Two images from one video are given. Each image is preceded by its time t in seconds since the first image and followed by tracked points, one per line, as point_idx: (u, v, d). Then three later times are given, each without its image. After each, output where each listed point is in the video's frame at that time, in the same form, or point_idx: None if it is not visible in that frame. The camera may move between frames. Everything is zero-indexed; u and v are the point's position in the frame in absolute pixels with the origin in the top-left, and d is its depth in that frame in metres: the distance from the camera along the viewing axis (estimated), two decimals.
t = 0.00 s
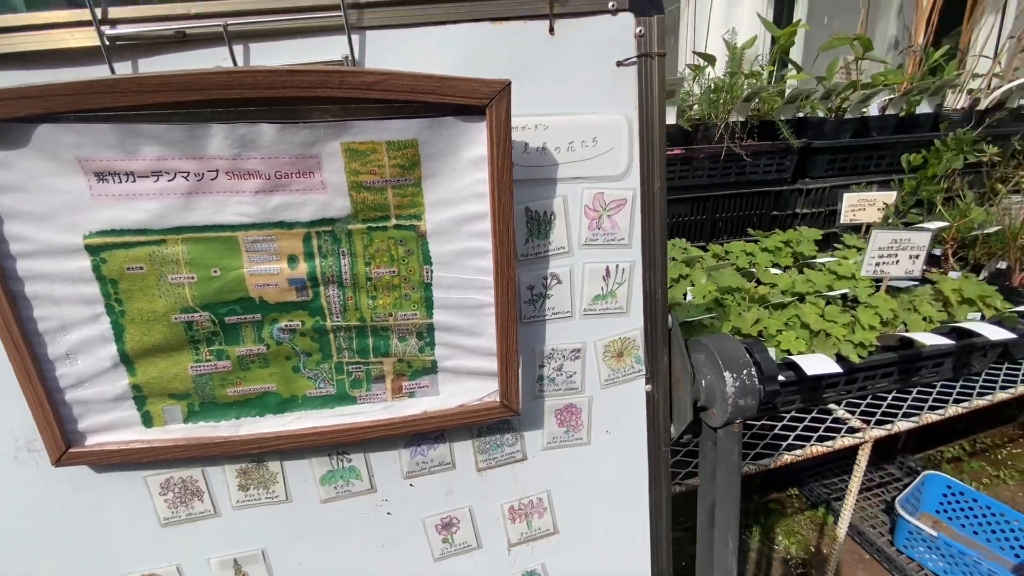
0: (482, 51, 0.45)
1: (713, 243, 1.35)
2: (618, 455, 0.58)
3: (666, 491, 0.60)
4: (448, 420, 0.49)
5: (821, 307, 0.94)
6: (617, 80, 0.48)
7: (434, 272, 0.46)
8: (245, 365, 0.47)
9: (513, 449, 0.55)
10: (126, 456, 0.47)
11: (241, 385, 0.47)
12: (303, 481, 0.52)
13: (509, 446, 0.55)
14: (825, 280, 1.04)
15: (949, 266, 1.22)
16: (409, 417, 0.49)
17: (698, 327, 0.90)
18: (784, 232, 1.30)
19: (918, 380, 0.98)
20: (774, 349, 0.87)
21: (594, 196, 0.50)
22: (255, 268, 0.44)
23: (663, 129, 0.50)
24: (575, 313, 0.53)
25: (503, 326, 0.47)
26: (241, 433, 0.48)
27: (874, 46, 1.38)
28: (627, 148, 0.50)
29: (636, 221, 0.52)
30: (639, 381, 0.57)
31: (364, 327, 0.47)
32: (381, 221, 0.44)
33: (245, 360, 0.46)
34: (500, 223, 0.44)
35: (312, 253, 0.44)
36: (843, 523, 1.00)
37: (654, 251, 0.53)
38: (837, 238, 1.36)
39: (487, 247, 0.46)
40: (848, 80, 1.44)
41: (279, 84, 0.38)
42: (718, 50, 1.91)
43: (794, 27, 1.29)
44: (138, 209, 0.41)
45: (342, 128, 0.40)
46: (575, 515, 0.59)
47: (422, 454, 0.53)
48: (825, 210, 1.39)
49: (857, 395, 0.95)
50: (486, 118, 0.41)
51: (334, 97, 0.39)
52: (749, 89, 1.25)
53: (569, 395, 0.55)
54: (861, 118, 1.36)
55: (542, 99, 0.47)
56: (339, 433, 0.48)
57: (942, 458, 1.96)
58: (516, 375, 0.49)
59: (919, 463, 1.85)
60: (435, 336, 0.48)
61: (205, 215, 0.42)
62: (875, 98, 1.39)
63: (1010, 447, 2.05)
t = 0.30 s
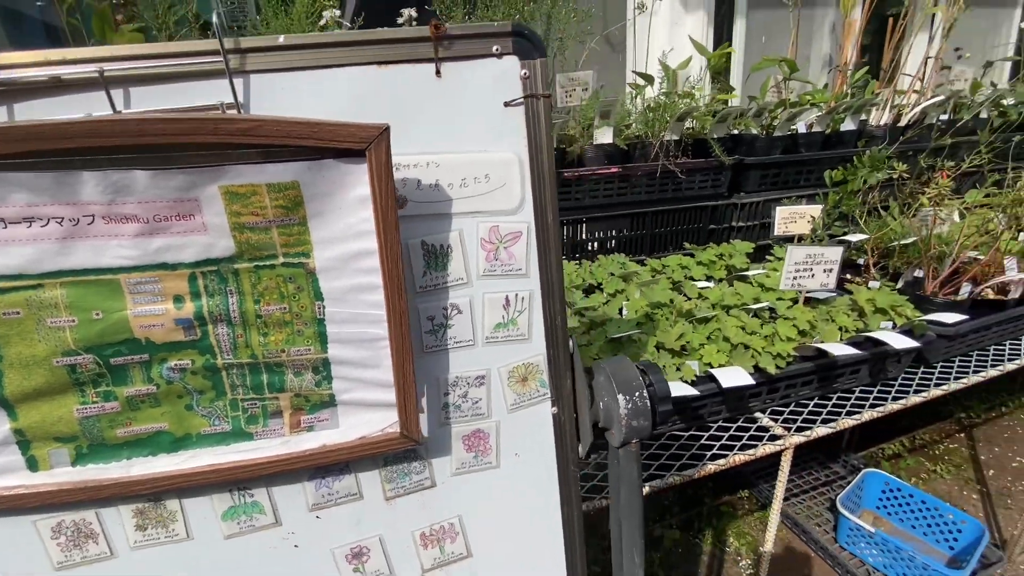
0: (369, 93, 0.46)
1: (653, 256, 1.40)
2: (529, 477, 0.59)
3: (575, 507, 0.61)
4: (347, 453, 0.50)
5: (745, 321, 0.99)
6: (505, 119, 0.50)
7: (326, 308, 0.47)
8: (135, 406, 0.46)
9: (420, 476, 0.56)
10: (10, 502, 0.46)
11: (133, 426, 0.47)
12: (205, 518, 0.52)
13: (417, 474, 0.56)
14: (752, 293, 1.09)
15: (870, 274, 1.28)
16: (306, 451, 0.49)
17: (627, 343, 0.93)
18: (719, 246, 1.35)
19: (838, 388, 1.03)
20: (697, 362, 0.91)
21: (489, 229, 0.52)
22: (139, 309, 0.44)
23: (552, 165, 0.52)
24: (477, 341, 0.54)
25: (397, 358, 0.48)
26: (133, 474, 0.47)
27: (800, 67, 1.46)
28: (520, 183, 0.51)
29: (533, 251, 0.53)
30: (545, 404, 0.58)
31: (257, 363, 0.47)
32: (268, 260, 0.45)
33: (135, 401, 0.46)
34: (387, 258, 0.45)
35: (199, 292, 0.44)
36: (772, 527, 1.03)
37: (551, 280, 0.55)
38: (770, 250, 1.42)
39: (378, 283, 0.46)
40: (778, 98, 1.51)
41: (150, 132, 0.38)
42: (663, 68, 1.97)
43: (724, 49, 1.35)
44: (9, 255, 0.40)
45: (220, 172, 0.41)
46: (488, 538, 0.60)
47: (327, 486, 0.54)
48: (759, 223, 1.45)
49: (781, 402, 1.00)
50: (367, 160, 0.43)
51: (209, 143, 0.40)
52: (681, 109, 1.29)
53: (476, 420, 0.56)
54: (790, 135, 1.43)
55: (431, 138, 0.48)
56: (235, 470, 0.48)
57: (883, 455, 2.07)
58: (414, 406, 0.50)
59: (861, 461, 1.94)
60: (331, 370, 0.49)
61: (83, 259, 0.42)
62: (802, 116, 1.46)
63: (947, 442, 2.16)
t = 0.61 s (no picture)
0: (250, 124, 0.46)
1: (598, 268, 1.42)
2: (439, 501, 0.59)
3: (489, 527, 0.61)
4: (238, 485, 0.49)
5: (675, 332, 1.01)
6: (396, 148, 0.50)
7: (208, 340, 0.46)
8: (7, 446, 0.45)
9: (324, 505, 0.56)
10: None
11: (4, 467, 0.45)
12: (91, 558, 0.50)
13: (319, 503, 0.55)
14: (685, 305, 1.12)
15: (802, 282, 1.33)
16: (194, 485, 0.49)
17: (559, 357, 0.94)
18: (660, 258, 1.39)
19: (766, 395, 1.07)
20: (626, 375, 0.91)
21: (384, 255, 0.51)
22: (4, 347, 0.42)
23: (447, 192, 0.52)
24: (377, 367, 0.54)
25: (286, 388, 0.48)
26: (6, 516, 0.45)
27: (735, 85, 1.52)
28: (414, 211, 0.51)
29: (432, 277, 0.54)
30: (452, 427, 0.58)
31: (139, 398, 0.47)
32: (144, 293, 0.44)
33: (7, 441, 0.45)
34: (269, 288, 0.45)
35: (70, 328, 0.43)
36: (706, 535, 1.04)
37: (451, 304, 0.54)
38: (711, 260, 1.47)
39: (262, 314, 0.46)
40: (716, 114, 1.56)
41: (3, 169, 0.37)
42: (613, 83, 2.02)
43: (660, 68, 1.40)
44: None
45: (86, 208, 0.41)
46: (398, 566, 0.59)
47: (223, 518, 0.53)
48: (700, 234, 1.50)
49: (712, 411, 1.02)
50: (242, 192, 0.42)
51: (69, 179, 0.39)
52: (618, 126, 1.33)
53: (380, 447, 0.56)
54: (727, 149, 1.48)
55: (319, 167, 0.48)
56: (117, 508, 0.47)
57: (831, 455, 2.15)
58: (308, 434, 0.50)
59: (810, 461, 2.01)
60: (218, 403, 0.48)
61: None
62: (738, 131, 1.52)
63: (892, 440, 2.24)
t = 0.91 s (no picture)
0: (128, 160, 0.46)
1: (544, 283, 1.44)
2: (345, 534, 0.58)
3: (400, 558, 0.61)
4: (120, 530, 0.48)
5: (608, 349, 1.03)
6: (284, 182, 0.49)
7: (83, 383, 0.45)
8: None
9: (220, 544, 0.55)
10: None
11: None
12: None
13: (216, 543, 0.54)
14: (622, 320, 1.13)
15: (738, 295, 1.38)
16: (72, 532, 0.47)
17: (492, 377, 0.94)
18: (604, 273, 1.41)
19: (700, 407, 1.09)
20: (558, 394, 0.92)
21: (276, 289, 0.51)
22: None
23: (340, 225, 0.52)
24: (273, 402, 0.53)
25: (168, 428, 0.47)
26: None
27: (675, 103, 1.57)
28: (306, 244, 0.51)
29: (328, 309, 0.53)
30: (356, 459, 0.57)
31: (8, 444, 0.45)
32: (9, 337, 0.43)
33: None
34: (144, 330, 0.44)
35: None
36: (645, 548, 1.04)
37: (349, 337, 0.54)
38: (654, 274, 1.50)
39: (140, 355, 0.45)
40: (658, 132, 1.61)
41: None
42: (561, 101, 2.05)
43: (601, 87, 1.43)
44: None
45: None
46: None
47: (111, 563, 0.52)
48: (644, 248, 1.53)
49: (647, 425, 1.03)
50: (109, 233, 0.42)
51: None
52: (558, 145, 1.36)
53: (279, 482, 0.55)
54: (667, 166, 1.53)
55: (202, 203, 0.48)
56: None
57: (782, 458, 2.21)
58: (195, 475, 0.49)
59: (761, 466, 2.06)
60: (98, 446, 0.47)
61: None
62: (678, 148, 1.57)
63: (840, 442, 2.32)
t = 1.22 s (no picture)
0: (37, 204, 0.46)
1: (498, 301, 1.45)
2: (270, 567, 0.59)
3: None
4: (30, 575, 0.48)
5: (552, 367, 1.05)
6: (199, 223, 0.50)
7: None
8: None
9: None
10: None
11: None
12: None
13: None
14: (569, 337, 1.16)
15: (683, 309, 1.43)
16: None
17: (437, 400, 0.95)
18: (556, 290, 1.44)
19: (644, 420, 1.11)
20: (501, 413, 0.93)
21: (193, 328, 0.52)
22: None
23: (258, 263, 0.53)
24: (192, 439, 0.54)
25: (78, 472, 0.47)
26: None
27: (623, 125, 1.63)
28: (223, 283, 0.52)
29: (248, 346, 0.54)
30: (281, 491, 0.58)
31: None
32: None
33: None
34: (51, 376, 0.44)
35: None
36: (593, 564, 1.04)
37: (270, 373, 0.55)
38: (606, 290, 1.55)
39: (46, 400, 0.45)
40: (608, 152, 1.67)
41: None
42: (516, 120, 2.09)
43: (550, 109, 1.47)
44: None
45: None
46: None
47: None
48: (596, 264, 1.57)
49: (592, 440, 1.04)
50: (11, 281, 0.42)
51: None
52: (508, 165, 1.39)
53: (201, 518, 0.56)
54: (616, 185, 1.58)
55: (114, 245, 0.48)
56: None
57: (739, 464, 2.28)
58: (108, 516, 0.49)
59: (718, 473, 2.13)
60: (7, 490, 0.47)
61: None
62: (627, 168, 1.63)
63: (793, 446, 2.41)
